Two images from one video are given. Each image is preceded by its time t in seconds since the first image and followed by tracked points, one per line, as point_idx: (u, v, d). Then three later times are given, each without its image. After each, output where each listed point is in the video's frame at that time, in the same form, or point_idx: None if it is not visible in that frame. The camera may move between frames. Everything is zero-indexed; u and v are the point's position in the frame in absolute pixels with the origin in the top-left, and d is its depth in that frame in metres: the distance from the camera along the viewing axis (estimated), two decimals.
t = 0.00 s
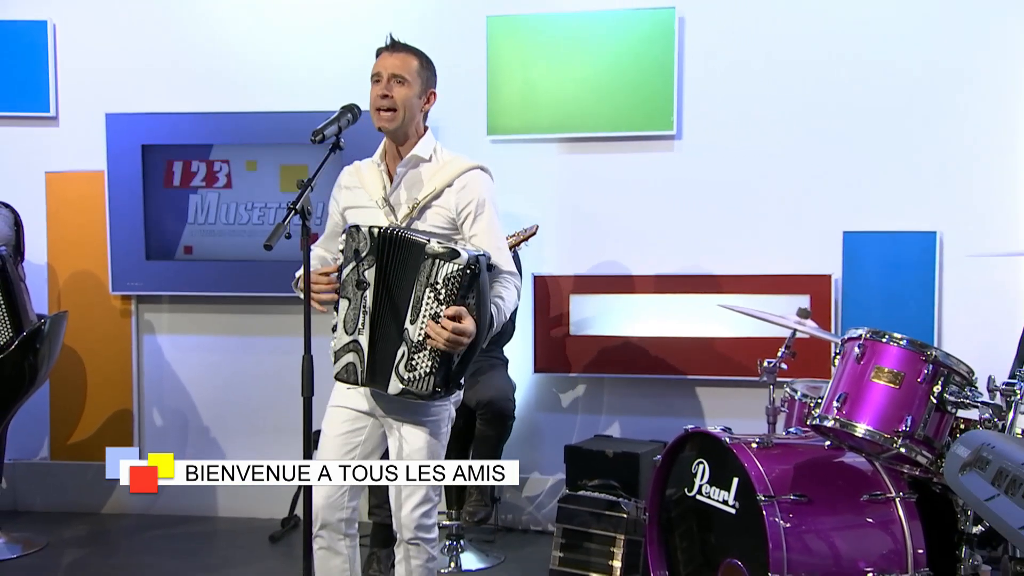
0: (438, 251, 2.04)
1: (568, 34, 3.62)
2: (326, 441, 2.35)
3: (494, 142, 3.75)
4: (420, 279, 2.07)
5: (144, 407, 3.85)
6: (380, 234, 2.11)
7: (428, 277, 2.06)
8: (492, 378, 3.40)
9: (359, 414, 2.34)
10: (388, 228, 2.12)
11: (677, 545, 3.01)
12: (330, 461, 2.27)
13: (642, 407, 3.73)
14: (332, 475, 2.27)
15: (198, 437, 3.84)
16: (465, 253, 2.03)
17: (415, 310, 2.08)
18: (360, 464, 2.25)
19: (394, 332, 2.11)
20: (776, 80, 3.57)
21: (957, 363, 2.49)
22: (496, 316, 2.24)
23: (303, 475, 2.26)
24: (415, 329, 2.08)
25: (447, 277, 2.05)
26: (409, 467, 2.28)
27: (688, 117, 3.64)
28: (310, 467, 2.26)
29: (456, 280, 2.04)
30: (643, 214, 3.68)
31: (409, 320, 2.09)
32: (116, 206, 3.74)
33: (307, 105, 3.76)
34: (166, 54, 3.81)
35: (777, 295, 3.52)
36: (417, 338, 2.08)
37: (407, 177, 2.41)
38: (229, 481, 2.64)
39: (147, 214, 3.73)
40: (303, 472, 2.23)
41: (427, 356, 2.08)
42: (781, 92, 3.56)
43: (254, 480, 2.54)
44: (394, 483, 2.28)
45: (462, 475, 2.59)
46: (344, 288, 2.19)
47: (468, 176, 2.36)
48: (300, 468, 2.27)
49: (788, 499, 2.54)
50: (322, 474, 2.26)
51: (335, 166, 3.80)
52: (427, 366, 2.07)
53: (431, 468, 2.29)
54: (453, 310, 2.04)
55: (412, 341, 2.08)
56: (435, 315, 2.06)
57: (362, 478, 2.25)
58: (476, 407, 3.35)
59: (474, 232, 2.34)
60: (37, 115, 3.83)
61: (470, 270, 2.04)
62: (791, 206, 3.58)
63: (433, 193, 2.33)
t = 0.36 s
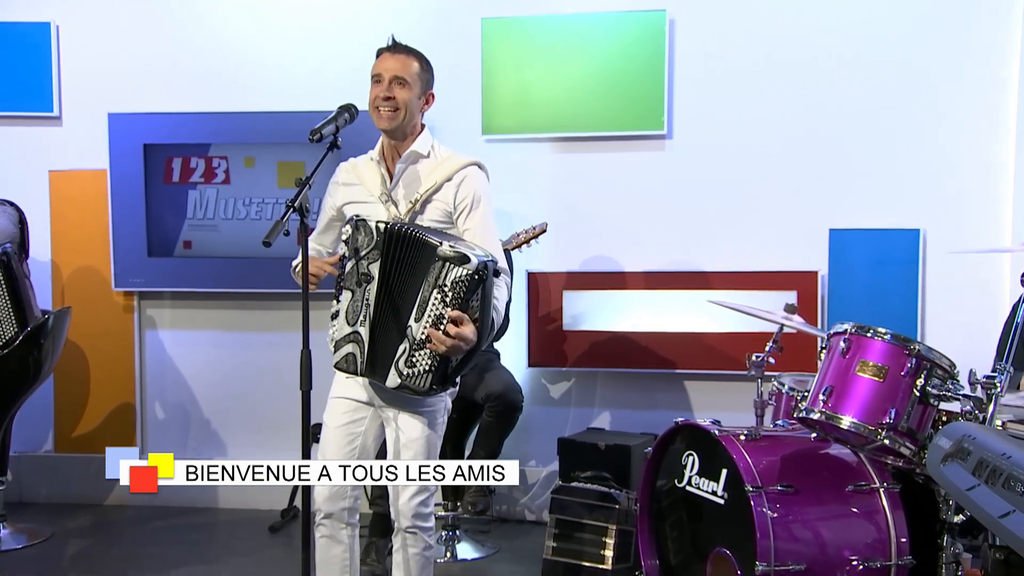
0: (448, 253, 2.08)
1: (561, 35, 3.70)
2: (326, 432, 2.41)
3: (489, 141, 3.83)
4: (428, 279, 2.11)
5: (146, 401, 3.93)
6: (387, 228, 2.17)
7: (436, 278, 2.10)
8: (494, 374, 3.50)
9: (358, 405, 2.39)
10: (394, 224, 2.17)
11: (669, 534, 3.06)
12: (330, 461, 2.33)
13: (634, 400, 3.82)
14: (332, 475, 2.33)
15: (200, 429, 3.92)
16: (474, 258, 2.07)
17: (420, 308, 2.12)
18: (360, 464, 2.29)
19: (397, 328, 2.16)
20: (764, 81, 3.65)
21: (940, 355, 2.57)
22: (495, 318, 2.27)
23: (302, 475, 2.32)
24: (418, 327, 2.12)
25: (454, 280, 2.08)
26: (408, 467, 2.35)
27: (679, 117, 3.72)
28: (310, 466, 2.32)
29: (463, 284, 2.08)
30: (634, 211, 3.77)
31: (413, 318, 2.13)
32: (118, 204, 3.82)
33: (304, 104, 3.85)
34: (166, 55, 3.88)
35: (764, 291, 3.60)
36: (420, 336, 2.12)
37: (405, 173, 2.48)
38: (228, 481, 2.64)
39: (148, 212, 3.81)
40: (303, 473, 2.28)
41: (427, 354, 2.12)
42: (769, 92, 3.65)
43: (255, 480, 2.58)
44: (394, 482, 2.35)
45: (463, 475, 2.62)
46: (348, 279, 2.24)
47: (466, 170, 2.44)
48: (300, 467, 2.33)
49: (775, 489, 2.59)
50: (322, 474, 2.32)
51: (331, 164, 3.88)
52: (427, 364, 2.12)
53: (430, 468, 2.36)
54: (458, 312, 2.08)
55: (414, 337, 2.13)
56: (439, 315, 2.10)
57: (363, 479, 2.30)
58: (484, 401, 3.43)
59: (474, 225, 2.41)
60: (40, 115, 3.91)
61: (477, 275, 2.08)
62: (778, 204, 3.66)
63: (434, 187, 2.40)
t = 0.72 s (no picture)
0: (461, 253, 2.14)
1: (553, 36, 3.77)
2: (326, 423, 2.46)
3: (482, 140, 3.91)
4: (439, 278, 2.16)
5: (146, 395, 4.01)
6: (391, 226, 2.19)
7: (448, 277, 2.15)
8: (491, 367, 3.57)
9: (358, 398, 2.44)
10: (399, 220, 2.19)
11: (658, 525, 3.07)
12: (329, 461, 2.36)
13: (626, 394, 3.91)
14: (332, 475, 2.37)
15: (199, 422, 4.00)
16: (485, 258, 2.13)
17: (431, 306, 2.17)
18: (360, 464, 2.33)
19: (407, 324, 2.21)
20: (751, 81, 3.73)
21: (922, 348, 2.55)
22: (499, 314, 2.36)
23: (303, 475, 2.34)
24: (429, 324, 2.18)
25: (465, 279, 2.15)
26: (408, 467, 2.39)
27: (668, 117, 3.81)
28: (311, 466, 2.33)
29: (474, 283, 2.15)
30: (624, 209, 3.85)
31: (424, 315, 2.18)
32: (119, 202, 3.89)
33: (301, 104, 3.92)
34: (165, 56, 3.96)
35: (751, 287, 3.69)
36: (431, 332, 2.18)
37: (401, 171, 2.54)
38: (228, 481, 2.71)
39: (149, 210, 3.88)
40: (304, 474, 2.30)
41: (438, 350, 2.18)
42: (756, 92, 3.73)
43: (255, 480, 2.63)
44: (394, 483, 2.38)
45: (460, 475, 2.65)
46: (352, 275, 2.25)
47: (461, 167, 2.52)
48: (300, 467, 2.35)
49: (762, 480, 2.59)
50: (322, 474, 2.35)
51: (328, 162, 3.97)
52: (437, 360, 2.18)
53: (430, 469, 2.39)
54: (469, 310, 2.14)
55: (425, 334, 2.18)
56: (450, 312, 2.15)
57: (363, 479, 2.34)
58: (482, 395, 3.50)
59: (468, 221, 2.48)
60: (42, 115, 3.98)
61: (487, 274, 2.15)
62: (764, 202, 3.75)
63: (431, 185, 2.49)
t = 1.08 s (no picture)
0: (459, 253, 2.19)
1: (545, 37, 3.86)
2: (324, 417, 2.53)
3: (477, 139, 4.00)
4: (437, 276, 2.22)
5: (147, 390, 4.10)
6: (383, 223, 2.26)
7: (445, 277, 2.21)
8: (478, 361, 3.65)
9: (355, 391, 2.51)
10: (389, 216, 2.27)
11: (648, 515, 3.12)
12: (329, 461, 2.43)
13: (617, 387, 4.00)
14: (332, 474, 2.43)
15: (199, 416, 4.09)
16: (482, 257, 2.19)
17: (428, 304, 2.22)
18: (361, 464, 2.37)
19: (405, 321, 2.26)
20: (739, 82, 3.82)
21: (902, 343, 2.62)
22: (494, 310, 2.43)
23: (302, 474, 2.38)
24: (427, 321, 2.23)
25: (463, 279, 2.20)
26: (408, 467, 2.44)
27: (658, 117, 3.90)
28: (309, 465, 2.38)
29: (471, 282, 2.20)
30: (615, 207, 3.94)
31: (422, 313, 2.23)
32: (120, 200, 3.97)
33: (299, 103, 4.00)
34: (165, 56, 4.03)
35: (738, 283, 3.78)
36: (429, 330, 2.23)
37: (396, 169, 2.62)
38: (228, 480, 2.78)
39: (150, 207, 3.97)
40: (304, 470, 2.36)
41: (435, 347, 2.24)
42: (744, 92, 3.82)
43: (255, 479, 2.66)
44: (394, 482, 2.45)
45: (460, 474, 2.71)
46: (347, 272, 2.32)
47: (455, 165, 2.60)
48: (301, 466, 2.39)
49: (748, 471, 2.65)
50: (322, 474, 2.42)
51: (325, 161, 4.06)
52: (434, 357, 2.24)
53: (430, 469, 2.45)
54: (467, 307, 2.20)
55: (423, 331, 2.24)
56: (448, 311, 2.21)
57: (363, 480, 2.38)
58: (468, 388, 3.59)
59: (461, 215, 2.57)
60: (45, 114, 4.06)
61: (485, 273, 2.21)
62: (751, 199, 3.84)
63: (425, 181, 2.56)
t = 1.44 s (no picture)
0: (453, 260, 2.23)
1: (538, 40, 3.95)
2: (318, 412, 2.59)
3: (471, 139, 4.09)
4: (431, 282, 2.26)
5: (148, 384, 4.19)
6: (375, 226, 2.34)
7: (439, 282, 2.25)
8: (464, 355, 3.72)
9: (349, 386, 2.57)
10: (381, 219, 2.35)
11: (638, 506, 3.19)
12: (329, 462, 2.49)
13: (608, 382, 4.10)
14: (332, 473, 2.49)
15: (199, 410, 4.18)
16: (475, 265, 2.23)
17: (421, 309, 2.27)
18: (359, 464, 2.43)
19: (398, 324, 2.31)
20: (727, 84, 3.92)
21: (885, 338, 2.70)
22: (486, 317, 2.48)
23: (302, 475, 2.46)
24: (419, 326, 2.28)
25: (455, 286, 2.24)
26: (408, 467, 2.52)
27: (647, 118, 3.99)
28: (310, 466, 2.46)
29: (464, 289, 2.24)
30: (606, 205, 4.04)
31: (414, 318, 2.28)
32: (122, 198, 4.06)
33: (297, 104, 4.09)
34: (166, 57, 4.12)
35: (726, 280, 3.88)
36: (421, 334, 2.28)
37: (391, 172, 2.69)
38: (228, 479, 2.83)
39: (151, 206, 4.05)
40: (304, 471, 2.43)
41: (426, 351, 2.29)
42: (731, 94, 3.92)
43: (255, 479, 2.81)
44: (394, 483, 2.52)
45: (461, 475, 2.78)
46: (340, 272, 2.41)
47: (449, 169, 2.67)
48: (300, 467, 2.46)
49: (736, 463, 2.73)
50: (322, 474, 2.48)
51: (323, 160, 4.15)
52: (425, 361, 2.29)
53: (430, 470, 2.52)
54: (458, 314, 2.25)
55: (415, 335, 2.29)
56: (440, 316, 2.25)
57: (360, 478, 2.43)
58: (452, 382, 3.68)
59: (454, 218, 2.64)
60: (48, 114, 4.14)
61: (477, 281, 2.25)
62: (739, 198, 3.94)
63: (419, 185, 2.64)
